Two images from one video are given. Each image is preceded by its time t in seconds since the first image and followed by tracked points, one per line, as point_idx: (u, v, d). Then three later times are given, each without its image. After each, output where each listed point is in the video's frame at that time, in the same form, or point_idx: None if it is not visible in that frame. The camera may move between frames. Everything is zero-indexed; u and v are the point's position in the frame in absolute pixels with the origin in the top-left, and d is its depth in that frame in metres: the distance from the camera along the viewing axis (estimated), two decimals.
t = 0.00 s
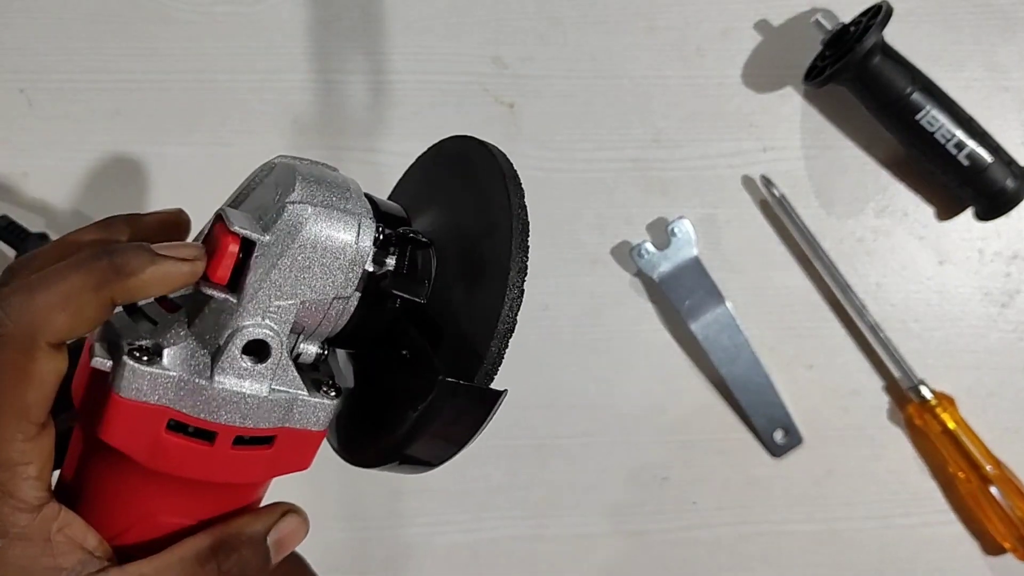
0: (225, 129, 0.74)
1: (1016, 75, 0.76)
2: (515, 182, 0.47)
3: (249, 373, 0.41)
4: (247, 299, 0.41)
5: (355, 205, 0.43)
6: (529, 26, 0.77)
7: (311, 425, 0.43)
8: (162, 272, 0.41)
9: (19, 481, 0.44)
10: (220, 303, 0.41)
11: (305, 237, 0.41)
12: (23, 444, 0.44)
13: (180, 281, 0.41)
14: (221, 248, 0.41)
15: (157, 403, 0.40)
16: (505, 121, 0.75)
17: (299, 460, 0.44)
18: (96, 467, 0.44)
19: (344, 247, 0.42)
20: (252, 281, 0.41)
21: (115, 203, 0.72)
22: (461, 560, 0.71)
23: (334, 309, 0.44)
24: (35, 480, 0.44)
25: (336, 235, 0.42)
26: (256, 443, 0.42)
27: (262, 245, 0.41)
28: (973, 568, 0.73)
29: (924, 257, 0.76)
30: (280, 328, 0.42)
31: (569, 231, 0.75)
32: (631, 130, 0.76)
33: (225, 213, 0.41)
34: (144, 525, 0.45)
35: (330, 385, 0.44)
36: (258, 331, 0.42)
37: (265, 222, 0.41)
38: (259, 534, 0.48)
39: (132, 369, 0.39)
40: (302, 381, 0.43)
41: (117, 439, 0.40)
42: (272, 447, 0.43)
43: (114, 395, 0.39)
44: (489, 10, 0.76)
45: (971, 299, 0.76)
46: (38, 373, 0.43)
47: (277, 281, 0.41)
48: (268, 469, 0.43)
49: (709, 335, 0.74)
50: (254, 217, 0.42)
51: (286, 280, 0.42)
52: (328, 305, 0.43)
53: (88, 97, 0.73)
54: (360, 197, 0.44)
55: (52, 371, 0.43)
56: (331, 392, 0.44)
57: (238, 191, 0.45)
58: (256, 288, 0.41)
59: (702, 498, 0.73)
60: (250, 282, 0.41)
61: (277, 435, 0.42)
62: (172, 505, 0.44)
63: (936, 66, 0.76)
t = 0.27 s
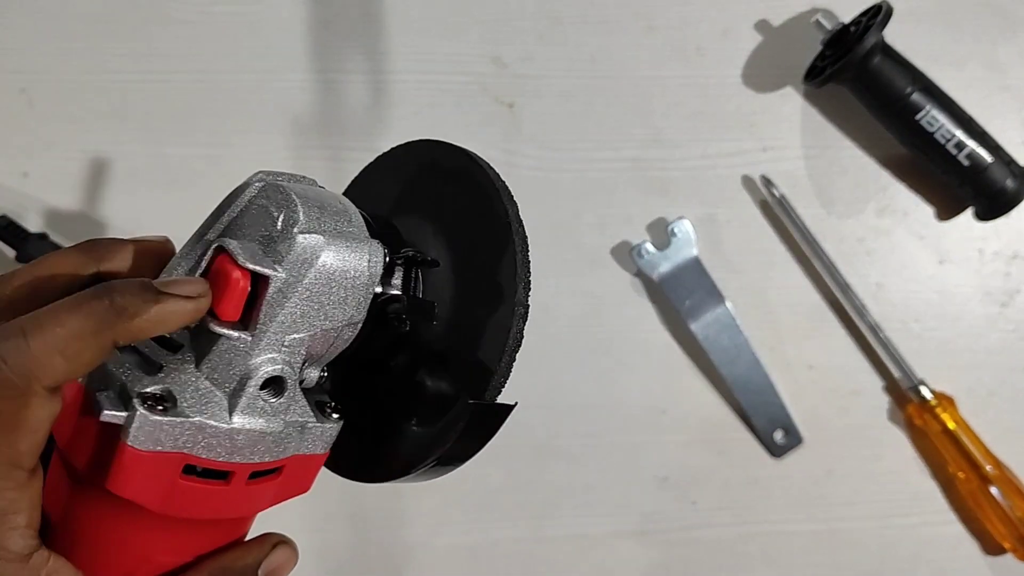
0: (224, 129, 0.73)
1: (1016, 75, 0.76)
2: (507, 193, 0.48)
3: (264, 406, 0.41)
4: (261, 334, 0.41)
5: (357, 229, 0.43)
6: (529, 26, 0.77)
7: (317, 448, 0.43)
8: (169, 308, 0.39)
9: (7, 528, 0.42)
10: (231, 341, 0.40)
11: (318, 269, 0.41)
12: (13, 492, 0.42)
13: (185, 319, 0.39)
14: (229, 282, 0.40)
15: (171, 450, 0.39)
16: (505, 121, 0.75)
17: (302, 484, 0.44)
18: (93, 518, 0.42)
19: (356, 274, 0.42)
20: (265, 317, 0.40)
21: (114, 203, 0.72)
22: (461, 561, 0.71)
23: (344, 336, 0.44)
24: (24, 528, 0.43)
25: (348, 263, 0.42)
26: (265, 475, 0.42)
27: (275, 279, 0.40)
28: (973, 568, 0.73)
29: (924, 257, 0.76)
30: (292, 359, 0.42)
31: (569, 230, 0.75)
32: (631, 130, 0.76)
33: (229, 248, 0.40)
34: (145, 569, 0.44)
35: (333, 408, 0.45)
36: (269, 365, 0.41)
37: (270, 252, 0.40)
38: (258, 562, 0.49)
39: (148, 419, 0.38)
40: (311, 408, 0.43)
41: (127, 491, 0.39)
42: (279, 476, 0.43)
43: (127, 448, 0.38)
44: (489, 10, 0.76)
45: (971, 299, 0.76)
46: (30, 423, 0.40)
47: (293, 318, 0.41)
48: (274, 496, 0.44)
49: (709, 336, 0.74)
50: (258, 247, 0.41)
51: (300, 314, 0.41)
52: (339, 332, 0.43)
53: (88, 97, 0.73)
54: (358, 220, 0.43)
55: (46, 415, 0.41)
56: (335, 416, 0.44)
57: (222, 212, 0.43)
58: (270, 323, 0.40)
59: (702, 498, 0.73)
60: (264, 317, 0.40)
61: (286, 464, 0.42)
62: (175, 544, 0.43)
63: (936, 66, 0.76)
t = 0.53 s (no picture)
0: (225, 128, 0.73)
1: (1016, 75, 0.76)
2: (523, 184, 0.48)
3: (301, 395, 0.41)
4: (302, 323, 0.40)
5: (389, 217, 0.43)
6: (529, 26, 0.77)
7: (344, 433, 0.44)
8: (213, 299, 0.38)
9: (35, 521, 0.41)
10: (272, 330, 0.40)
11: (358, 258, 0.40)
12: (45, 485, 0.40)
13: (223, 308, 0.39)
14: (272, 270, 0.40)
15: (215, 438, 0.39)
16: (505, 121, 0.75)
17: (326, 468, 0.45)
18: (123, 510, 0.41)
19: (393, 262, 0.42)
20: (306, 305, 0.40)
21: (115, 203, 0.72)
22: (462, 560, 0.71)
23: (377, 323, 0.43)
24: (53, 522, 0.41)
25: (383, 251, 0.41)
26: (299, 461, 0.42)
27: (319, 268, 0.40)
28: (973, 569, 0.73)
29: (924, 257, 0.76)
30: (329, 346, 0.42)
31: (569, 230, 0.75)
32: (631, 130, 0.76)
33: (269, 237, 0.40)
34: (173, 559, 0.43)
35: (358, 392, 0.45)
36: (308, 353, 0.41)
37: (309, 240, 0.40)
38: (275, 556, 0.49)
39: (196, 409, 0.38)
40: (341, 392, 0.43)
41: (171, 481, 0.38)
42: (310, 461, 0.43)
43: (177, 436, 0.38)
44: (490, 10, 0.76)
45: (971, 299, 0.76)
46: (66, 417, 0.39)
47: (331, 307, 0.41)
48: (304, 481, 0.44)
49: (709, 335, 0.74)
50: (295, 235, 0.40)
51: (338, 303, 0.41)
52: (371, 319, 0.43)
53: (89, 97, 0.73)
54: (387, 208, 0.43)
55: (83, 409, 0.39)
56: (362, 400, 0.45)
57: (247, 198, 0.42)
58: (310, 311, 0.40)
59: (702, 498, 0.73)
60: (304, 305, 0.40)
61: (318, 447, 0.43)
62: (204, 533, 0.43)
63: (936, 66, 0.76)
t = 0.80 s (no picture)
0: (224, 128, 0.73)
1: (1015, 75, 0.76)
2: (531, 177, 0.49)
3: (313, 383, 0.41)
4: (314, 312, 0.40)
5: (398, 206, 0.43)
6: (529, 25, 0.77)
7: (353, 421, 0.44)
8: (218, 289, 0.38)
9: (47, 504, 0.41)
10: (284, 317, 0.40)
11: (369, 247, 0.41)
12: (56, 469, 0.40)
13: (233, 301, 0.38)
14: (284, 258, 0.40)
15: (227, 424, 0.38)
16: (505, 121, 0.75)
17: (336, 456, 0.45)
18: (134, 497, 0.41)
19: (403, 253, 0.42)
20: (318, 293, 0.40)
21: (115, 203, 0.72)
22: (461, 560, 0.71)
23: (385, 312, 0.44)
24: (64, 506, 0.41)
25: (394, 240, 0.42)
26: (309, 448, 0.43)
27: (331, 257, 0.40)
28: (973, 569, 0.73)
29: (924, 257, 0.76)
30: (339, 335, 0.42)
31: (569, 230, 0.75)
32: (631, 130, 0.76)
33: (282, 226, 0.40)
34: (183, 547, 0.43)
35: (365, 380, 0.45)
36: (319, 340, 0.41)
37: (321, 230, 0.40)
38: (285, 544, 0.50)
39: (209, 395, 0.37)
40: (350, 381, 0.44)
41: (184, 466, 0.38)
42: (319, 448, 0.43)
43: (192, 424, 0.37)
44: (490, 10, 0.77)
45: (971, 299, 0.76)
46: (79, 402, 0.39)
47: (343, 295, 0.41)
48: (313, 470, 0.44)
49: (709, 335, 0.74)
50: (308, 224, 0.40)
51: (349, 291, 0.41)
52: (380, 308, 0.43)
53: (89, 96, 0.73)
54: (396, 199, 0.44)
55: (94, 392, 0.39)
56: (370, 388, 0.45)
57: (258, 189, 0.42)
58: (323, 300, 0.40)
59: (702, 498, 0.73)
60: (315, 293, 0.40)
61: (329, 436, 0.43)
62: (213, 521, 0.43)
63: (936, 67, 0.76)
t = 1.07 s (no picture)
0: (224, 128, 0.73)
1: (1016, 75, 0.76)
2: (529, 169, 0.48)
3: (303, 377, 0.41)
4: (303, 306, 0.41)
5: (391, 202, 0.43)
6: (529, 25, 0.77)
7: (348, 417, 0.44)
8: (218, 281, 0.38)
9: (43, 498, 0.41)
10: (273, 312, 0.40)
11: (358, 241, 0.41)
12: (54, 463, 0.40)
13: (230, 292, 0.39)
14: (273, 253, 0.40)
15: (216, 418, 0.38)
16: (505, 121, 0.75)
17: (330, 454, 0.45)
18: (128, 491, 0.41)
19: (394, 248, 0.42)
20: (307, 287, 0.40)
21: (116, 203, 0.72)
22: (461, 560, 0.71)
23: (378, 307, 0.44)
24: (60, 500, 0.41)
25: (384, 235, 0.42)
26: (302, 445, 0.42)
27: (321, 251, 0.40)
28: (973, 569, 0.73)
29: (924, 257, 0.76)
30: (330, 330, 0.42)
31: (569, 230, 0.75)
32: (631, 130, 0.76)
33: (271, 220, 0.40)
34: (178, 541, 0.43)
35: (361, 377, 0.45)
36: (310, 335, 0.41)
37: (311, 224, 0.40)
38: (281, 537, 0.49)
39: (196, 389, 0.37)
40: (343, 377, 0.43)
41: (174, 459, 0.38)
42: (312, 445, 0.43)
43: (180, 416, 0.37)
44: (490, 10, 0.77)
45: (971, 299, 0.76)
46: (78, 398, 0.39)
47: (333, 289, 0.41)
48: (306, 467, 0.44)
49: (709, 335, 0.74)
50: (298, 219, 0.40)
51: (339, 285, 0.41)
52: (373, 304, 0.43)
53: (89, 96, 0.73)
54: (390, 195, 0.44)
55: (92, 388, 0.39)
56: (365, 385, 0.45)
57: (253, 185, 0.42)
58: (312, 293, 0.40)
59: (702, 497, 0.73)
60: (305, 287, 0.40)
61: (322, 432, 0.43)
62: (208, 516, 0.43)
63: (936, 66, 0.76)
